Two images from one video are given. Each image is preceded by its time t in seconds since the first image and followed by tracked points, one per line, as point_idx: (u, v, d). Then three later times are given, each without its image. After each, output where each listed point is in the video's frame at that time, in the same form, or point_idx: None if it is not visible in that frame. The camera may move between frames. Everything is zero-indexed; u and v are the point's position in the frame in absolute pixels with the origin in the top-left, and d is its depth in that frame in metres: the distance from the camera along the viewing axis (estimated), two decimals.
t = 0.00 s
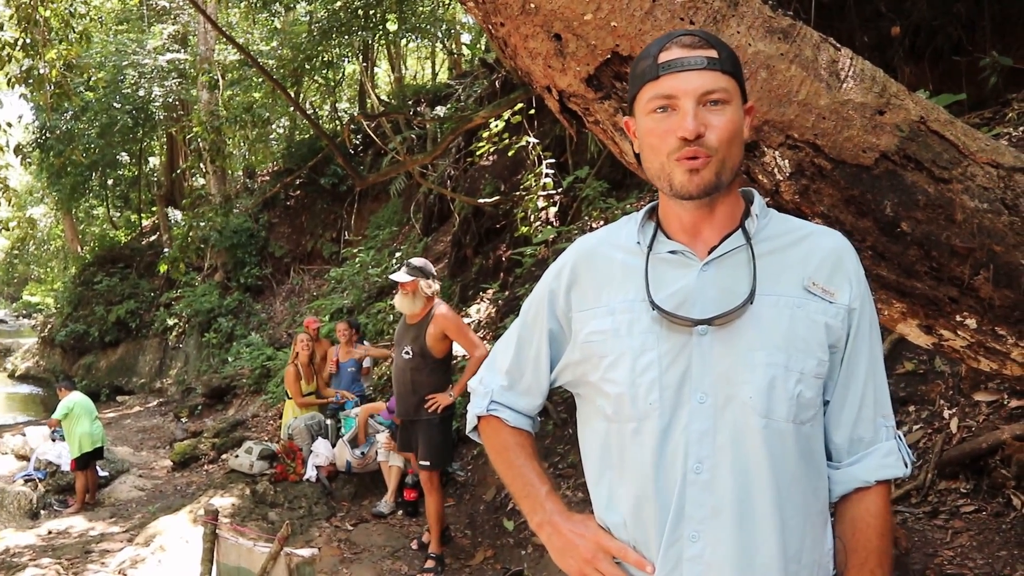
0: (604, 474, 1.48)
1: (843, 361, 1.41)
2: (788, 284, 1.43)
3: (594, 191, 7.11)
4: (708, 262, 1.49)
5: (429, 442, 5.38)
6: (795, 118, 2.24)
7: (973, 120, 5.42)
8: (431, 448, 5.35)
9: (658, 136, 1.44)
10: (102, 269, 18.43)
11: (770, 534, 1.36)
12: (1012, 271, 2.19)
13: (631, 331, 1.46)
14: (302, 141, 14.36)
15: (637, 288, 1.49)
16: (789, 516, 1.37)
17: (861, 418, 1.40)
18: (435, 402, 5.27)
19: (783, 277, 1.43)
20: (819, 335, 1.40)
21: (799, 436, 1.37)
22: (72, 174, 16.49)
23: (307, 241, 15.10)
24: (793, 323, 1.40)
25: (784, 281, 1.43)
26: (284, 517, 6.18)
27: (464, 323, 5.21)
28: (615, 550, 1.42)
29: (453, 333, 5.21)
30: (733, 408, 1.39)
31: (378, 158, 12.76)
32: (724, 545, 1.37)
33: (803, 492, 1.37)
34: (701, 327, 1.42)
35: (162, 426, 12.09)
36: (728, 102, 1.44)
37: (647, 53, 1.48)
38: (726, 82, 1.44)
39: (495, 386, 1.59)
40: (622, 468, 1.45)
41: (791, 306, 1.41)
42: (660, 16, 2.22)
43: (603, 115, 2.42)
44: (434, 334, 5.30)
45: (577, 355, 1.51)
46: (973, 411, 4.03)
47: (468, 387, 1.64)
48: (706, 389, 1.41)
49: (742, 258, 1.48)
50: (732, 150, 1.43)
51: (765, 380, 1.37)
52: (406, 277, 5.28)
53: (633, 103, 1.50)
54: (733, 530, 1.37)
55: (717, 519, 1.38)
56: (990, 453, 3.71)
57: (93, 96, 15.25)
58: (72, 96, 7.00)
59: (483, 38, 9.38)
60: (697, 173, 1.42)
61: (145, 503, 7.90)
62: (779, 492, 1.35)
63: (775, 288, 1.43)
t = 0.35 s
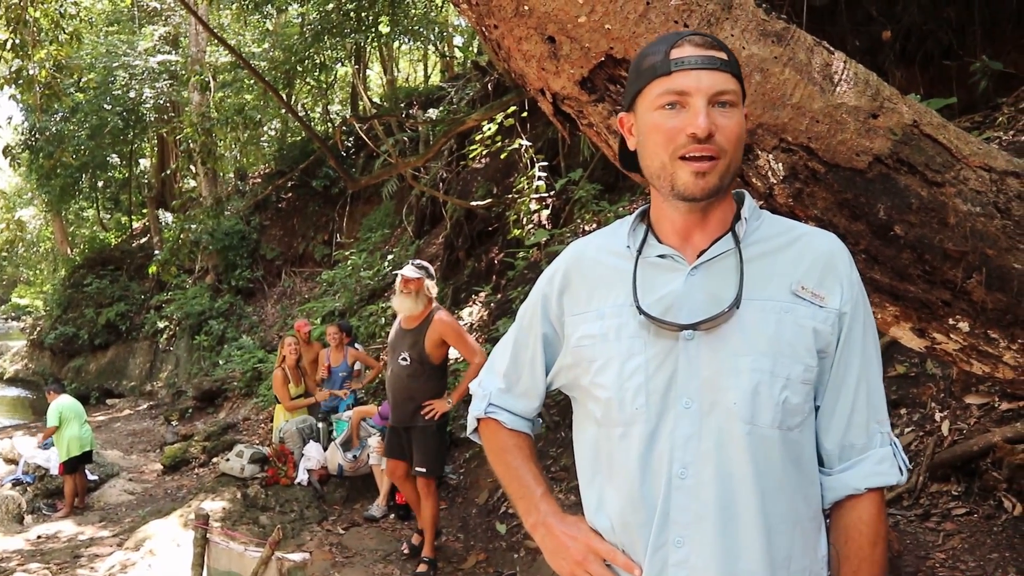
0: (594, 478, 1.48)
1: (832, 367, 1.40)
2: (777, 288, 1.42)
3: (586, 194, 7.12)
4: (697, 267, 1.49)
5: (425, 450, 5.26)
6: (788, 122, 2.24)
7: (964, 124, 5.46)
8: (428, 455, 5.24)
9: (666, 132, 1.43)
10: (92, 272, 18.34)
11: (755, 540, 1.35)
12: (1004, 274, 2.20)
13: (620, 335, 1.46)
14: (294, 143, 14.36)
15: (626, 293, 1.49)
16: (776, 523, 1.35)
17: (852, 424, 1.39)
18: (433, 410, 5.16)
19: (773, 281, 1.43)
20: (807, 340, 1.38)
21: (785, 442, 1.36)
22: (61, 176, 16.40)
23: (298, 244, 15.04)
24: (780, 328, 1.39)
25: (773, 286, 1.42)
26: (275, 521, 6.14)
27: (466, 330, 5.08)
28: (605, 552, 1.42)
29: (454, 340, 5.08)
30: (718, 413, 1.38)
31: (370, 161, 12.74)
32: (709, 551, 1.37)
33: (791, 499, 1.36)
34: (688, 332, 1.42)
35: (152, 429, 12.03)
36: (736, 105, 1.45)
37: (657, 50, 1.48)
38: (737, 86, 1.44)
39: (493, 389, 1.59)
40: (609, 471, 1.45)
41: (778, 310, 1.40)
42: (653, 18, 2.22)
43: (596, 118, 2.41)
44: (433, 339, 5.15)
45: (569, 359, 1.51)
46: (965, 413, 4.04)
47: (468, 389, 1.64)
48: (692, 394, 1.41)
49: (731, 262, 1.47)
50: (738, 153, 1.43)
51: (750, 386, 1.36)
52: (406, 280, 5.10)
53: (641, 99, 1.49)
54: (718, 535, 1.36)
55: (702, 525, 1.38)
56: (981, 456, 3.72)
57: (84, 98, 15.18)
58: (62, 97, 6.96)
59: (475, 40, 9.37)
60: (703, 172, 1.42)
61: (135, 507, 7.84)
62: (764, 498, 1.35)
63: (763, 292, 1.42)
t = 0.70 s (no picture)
0: (591, 475, 1.47)
1: (832, 368, 1.39)
2: (778, 289, 1.41)
3: (584, 195, 7.11)
4: (697, 265, 1.48)
5: (427, 454, 5.12)
6: (787, 122, 2.23)
7: (962, 125, 5.46)
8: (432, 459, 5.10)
9: (656, 139, 1.43)
10: (90, 274, 18.32)
11: (747, 541, 1.34)
12: (1004, 274, 2.19)
13: (618, 331, 1.45)
14: (291, 145, 14.24)
15: (626, 288, 1.48)
16: (769, 524, 1.35)
17: (851, 429, 1.37)
18: (439, 410, 5.03)
19: (774, 281, 1.42)
20: (806, 342, 1.37)
21: (780, 443, 1.34)
22: (58, 177, 16.37)
23: (296, 245, 15.00)
24: (778, 329, 1.38)
25: (775, 286, 1.41)
26: (273, 522, 6.12)
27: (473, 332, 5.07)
28: (599, 549, 1.42)
29: (461, 341, 5.06)
30: (713, 412, 1.37)
31: (368, 162, 12.73)
32: (700, 550, 1.36)
33: (785, 501, 1.35)
34: (686, 330, 1.41)
35: (149, 431, 12.01)
36: (731, 112, 1.42)
37: (654, 52, 1.46)
38: (731, 91, 1.42)
39: (495, 383, 1.58)
40: (605, 469, 1.44)
41: (777, 311, 1.39)
42: (652, 18, 2.21)
43: (595, 117, 2.41)
44: (438, 340, 5.09)
45: (569, 354, 1.50)
46: (963, 414, 4.03)
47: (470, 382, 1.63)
48: (687, 392, 1.40)
49: (731, 262, 1.46)
50: (730, 159, 1.42)
51: (745, 385, 1.35)
52: (412, 279, 4.98)
53: (636, 102, 1.48)
54: (709, 535, 1.35)
55: (694, 524, 1.37)
56: (980, 457, 3.71)
57: (81, 100, 15.16)
58: (59, 98, 6.94)
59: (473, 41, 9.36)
60: (689, 180, 1.42)
61: (133, 509, 7.82)
62: (757, 499, 1.34)
63: (764, 292, 1.41)
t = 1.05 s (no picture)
0: (584, 476, 1.47)
1: (825, 370, 1.39)
2: (773, 291, 1.41)
3: (576, 194, 7.11)
4: (692, 265, 1.47)
5: (417, 454, 5.08)
6: (779, 121, 2.23)
7: (952, 124, 5.48)
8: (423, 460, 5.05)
9: (647, 143, 1.43)
10: (81, 273, 18.25)
11: (740, 543, 1.34)
12: (994, 274, 2.20)
13: (612, 332, 1.45)
14: (283, 144, 14.14)
15: (620, 288, 1.48)
16: (761, 526, 1.35)
17: (845, 430, 1.38)
18: (429, 410, 4.98)
19: (768, 283, 1.42)
20: (799, 344, 1.37)
21: (773, 445, 1.35)
22: (49, 176, 16.30)
23: (288, 245, 14.96)
24: (772, 331, 1.38)
25: (768, 288, 1.41)
26: (265, 523, 6.10)
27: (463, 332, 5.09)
28: (591, 551, 1.42)
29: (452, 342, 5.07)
30: (707, 414, 1.37)
31: (360, 161, 12.72)
32: (693, 552, 1.36)
33: (778, 503, 1.35)
34: (680, 330, 1.41)
35: (141, 432, 11.96)
36: (722, 116, 1.41)
37: (648, 54, 1.45)
38: (723, 95, 1.41)
39: (487, 382, 1.57)
40: (598, 471, 1.44)
41: (771, 312, 1.39)
42: (643, 18, 2.21)
43: (586, 118, 2.40)
44: (430, 340, 5.06)
45: (562, 354, 1.50)
46: (954, 413, 4.05)
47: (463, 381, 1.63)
48: (681, 393, 1.39)
49: (726, 263, 1.46)
50: (722, 162, 1.42)
51: (739, 387, 1.35)
52: (406, 279, 4.95)
53: (630, 103, 1.48)
54: (702, 537, 1.35)
55: (687, 526, 1.37)
56: (971, 455, 3.73)
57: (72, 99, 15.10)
58: (49, 97, 6.91)
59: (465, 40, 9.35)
60: (678, 185, 1.42)
61: (124, 510, 7.78)
62: (750, 502, 1.34)
63: (758, 293, 1.41)
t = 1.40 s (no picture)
0: (577, 479, 1.46)
1: (818, 369, 1.39)
2: (764, 291, 1.41)
3: (568, 195, 7.12)
4: (684, 267, 1.47)
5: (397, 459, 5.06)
6: (769, 122, 2.24)
7: (942, 125, 5.50)
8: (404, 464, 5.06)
9: (646, 146, 1.42)
10: (71, 274, 18.16)
11: (736, 544, 1.34)
12: (983, 274, 2.21)
13: (604, 335, 1.45)
14: (275, 145, 14.09)
15: (612, 292, 1.48)
16: (756, 527, 1.35)
17: (837, 428, 1.38)
18: (409, 414, 4.98)
19: (760, 283, 1.42)
20: (792, 344, 1.38)
21: (767, 445, 1.35)
22: (39, 177, 16.20)
23: (280, 246, 14.92)
24: (765, 331, 1.38)
25: (760, 288, 1.41)
26: (257, 524, 6.08)
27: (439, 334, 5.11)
28: (585, 554, 1.41)
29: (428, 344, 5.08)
30: (702, 416, 1.37)
31: (352, 162, 12.71)
32: (689, 554, 1.36)
33: (772, 503, 1.35)
34: (673, 332, 1.41)
35: (131, 433, 11.91)
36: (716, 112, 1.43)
37: (634, 57, 1.45)
38: (714, 91, 1.42)
39: (473, 387, 1.57)
40: (592, 473, 1.43)
41: (764, 313, 1.39)
42: (634, 18, 2.21)
43: (577, 118, 2.40)
44: (405, 344, 5.05)
45: (553, 358, 1.50)
46: (944, 412, 4.07)
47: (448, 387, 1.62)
48: (675, 395, 1.39)
49: (718, 263, 1.46)
50: (722, 158, 1.42)
51: (735, 388, 1.35)
52: (377, 281, 4.98)
53: (620, 111, 1.48)
54: (698, 539, 1.35)
55: (682, 528, 1.37)
56: (961, 455, 3.75)
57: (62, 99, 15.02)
58: (38, 98, 6.88)
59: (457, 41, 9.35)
60: (685, 184, 1.41)
61: (115, 512, 7.74)
62: (746, 502, 1.34)
63: (751, 294, 1.41)
